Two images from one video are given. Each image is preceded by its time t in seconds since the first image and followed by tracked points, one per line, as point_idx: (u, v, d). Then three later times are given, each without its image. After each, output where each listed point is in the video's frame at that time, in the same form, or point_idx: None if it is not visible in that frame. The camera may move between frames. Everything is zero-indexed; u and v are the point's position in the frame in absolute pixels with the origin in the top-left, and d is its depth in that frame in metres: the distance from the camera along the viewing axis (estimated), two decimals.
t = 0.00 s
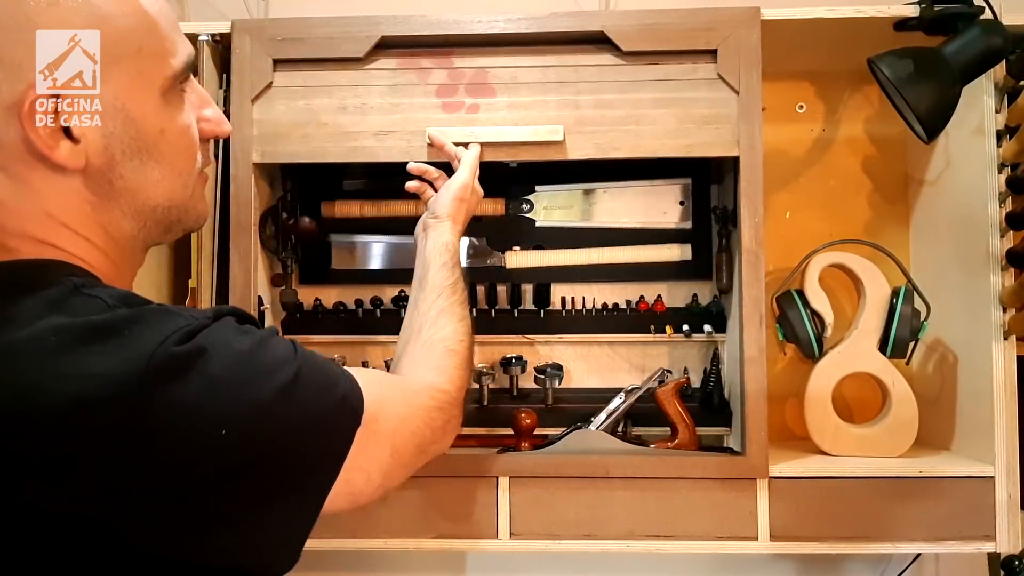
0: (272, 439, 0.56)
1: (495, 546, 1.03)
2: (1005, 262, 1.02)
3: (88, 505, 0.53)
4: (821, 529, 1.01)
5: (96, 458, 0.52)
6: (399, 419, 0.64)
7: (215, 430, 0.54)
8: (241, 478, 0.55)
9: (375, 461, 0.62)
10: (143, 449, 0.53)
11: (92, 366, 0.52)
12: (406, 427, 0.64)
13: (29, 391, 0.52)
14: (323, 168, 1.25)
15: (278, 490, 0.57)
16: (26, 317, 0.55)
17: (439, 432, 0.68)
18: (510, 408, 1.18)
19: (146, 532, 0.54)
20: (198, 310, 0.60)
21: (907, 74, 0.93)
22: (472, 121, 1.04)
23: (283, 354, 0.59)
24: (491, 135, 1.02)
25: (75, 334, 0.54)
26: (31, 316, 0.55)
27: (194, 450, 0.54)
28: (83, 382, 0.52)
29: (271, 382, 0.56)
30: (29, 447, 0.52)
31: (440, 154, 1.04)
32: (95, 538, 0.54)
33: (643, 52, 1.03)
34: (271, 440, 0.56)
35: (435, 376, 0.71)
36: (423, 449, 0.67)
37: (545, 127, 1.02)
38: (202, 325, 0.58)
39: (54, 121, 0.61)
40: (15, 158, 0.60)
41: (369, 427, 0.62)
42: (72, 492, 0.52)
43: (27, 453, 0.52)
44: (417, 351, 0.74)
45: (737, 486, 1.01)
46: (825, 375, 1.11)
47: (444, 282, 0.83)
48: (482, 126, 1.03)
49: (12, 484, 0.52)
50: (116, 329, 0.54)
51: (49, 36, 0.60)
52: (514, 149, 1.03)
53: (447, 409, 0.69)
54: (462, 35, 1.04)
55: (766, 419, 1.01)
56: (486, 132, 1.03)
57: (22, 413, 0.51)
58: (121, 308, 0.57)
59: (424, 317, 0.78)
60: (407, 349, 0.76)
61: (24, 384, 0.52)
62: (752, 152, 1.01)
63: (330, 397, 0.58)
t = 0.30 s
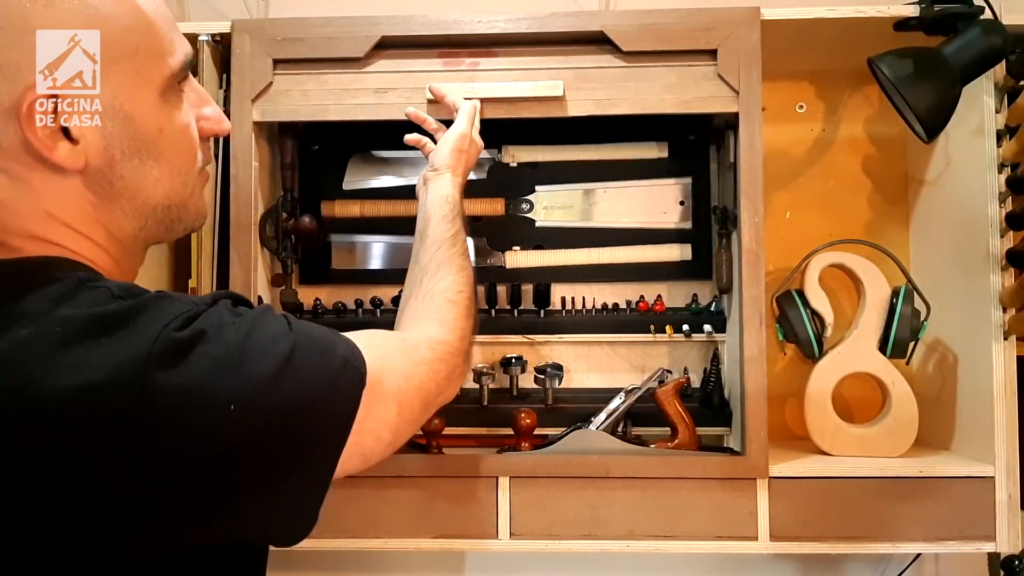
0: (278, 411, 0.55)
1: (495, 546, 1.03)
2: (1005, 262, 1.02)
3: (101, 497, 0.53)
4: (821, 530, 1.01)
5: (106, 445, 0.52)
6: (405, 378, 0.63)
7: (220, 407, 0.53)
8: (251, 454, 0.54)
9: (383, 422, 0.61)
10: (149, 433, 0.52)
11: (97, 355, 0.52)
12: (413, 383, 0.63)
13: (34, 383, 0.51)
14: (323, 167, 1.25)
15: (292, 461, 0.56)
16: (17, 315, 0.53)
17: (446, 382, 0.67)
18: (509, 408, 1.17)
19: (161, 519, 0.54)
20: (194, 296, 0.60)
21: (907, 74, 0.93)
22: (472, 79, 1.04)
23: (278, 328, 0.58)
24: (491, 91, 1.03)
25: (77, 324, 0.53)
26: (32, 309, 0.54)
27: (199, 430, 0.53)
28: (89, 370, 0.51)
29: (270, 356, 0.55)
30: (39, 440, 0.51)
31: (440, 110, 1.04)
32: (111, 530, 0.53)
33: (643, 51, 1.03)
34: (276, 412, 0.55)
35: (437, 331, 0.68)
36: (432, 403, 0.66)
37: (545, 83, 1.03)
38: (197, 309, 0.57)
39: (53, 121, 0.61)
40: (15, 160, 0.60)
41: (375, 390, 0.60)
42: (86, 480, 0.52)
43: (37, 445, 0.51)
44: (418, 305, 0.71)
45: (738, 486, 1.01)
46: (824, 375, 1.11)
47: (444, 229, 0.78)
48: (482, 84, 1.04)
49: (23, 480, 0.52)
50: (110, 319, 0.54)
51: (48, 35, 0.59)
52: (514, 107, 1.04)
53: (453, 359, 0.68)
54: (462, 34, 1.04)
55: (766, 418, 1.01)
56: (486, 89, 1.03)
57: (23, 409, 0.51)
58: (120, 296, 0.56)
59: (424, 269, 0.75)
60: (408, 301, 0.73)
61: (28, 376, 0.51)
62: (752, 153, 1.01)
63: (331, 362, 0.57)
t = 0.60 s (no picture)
0: (274, 400, 0.55)
1: (495, 546, 1.03)
2: (1005, 262, 1.02)
3: (100, 491, 0.53)
4: (821, 529, 1.01)
5: (103, 439, 0.52)
6: (402, 360, 0.62)
7: (215, 398, 0.53)
8: (248, 444, 0.54)
9: (383, 408, 0.61)
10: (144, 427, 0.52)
11: (93, 350, 0.52)
12: (412, 368, 0.63)
13: (31, 380, 0.51)
14: (324, 167, 1.25)
15: (289, 450, 0.56)
16: (15, 314, 0.54)
17: (446, 365, 0.66)
18: (509, 407, 1.18)
19: (161, 513, 0.54)
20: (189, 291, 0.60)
21: (906, 74, 0.93)
22: (472, 66, 1.05)
23: (272, 320, 0.58)
24: (491, 76, 1.03)
25: (73, 320, 0.53)
26: (30, 305, 0.54)
27: (194, 423, 0.53)
28: (86, 364, 0.52)
29: (264, 347, 0.55)
30: (37, 434, 0.51)
31: (440, 98, 1.05)
32: (110, 525, 0.53)
33: (643, 51, 1.03)
34: (272, 401, 0.55)
35: (436, 314, 0.67)
36: (432, 389, 0.66)
37: (545, 69, 1.03)
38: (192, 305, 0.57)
39: (49, 119, 0.61)
40: (12, 160, 0.61)
41: (373, 375, 0.60)
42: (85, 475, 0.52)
43: (35, 441, 0.51)
44: (418, 289, 0.71)
45: (738, 486, 1.01)
46: (824, 376, 1.11)
47: (444, 214, 0.78)
48: (482, 70, 1.04)
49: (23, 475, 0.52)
50: (104, 315, 0.54)
51: (49, 35, 0.60)
52: (514, 94, 1.04)
53: (453, 342, 0.67)
54: (462, 34, 1.04)
55: (766, 418, 1.01)
56: (486, 74, 1.03)
57: (21, 405, 0.51)
58: (117, 292, 0.56)
59: (424, 253, 0.74)
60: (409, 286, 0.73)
61: (26, 372, 0.51)
62: (752, 153, 1.02)
63: (326, 350, 0.57)
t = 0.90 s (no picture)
0: (247, 408, 0.53)
1: (496, 546, 1.03)
2: (1005, 261, 1.02)
3: (61, 501, 0.51)
4: (821, 529, 1.01)
5: (67, 446, 0.50)
6: (393, 379, 0.61)
7: (186, 407, 0.52)
8: (219, 452, 0.53)
9: (371, 423, 0.59)
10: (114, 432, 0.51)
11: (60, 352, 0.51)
12: (403, 387, 0.61)
13: None
14: (324, 167, 1.25)
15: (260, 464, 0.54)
16: None
17: (440, 385, 0.64)
18: (510, 408, 1.17)
19: (126, 526, 0.52)
20: (164, 290, 0.59)
21: (907, 73, 0.93)
22: (473, 69, 1.05)
23: (250, 325, 0.56)
24: (491, 80, 1.03)
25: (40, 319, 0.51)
26: None
27: (162, 431, 0.51)
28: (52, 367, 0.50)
29: (241, 348, 0.54)
30: None
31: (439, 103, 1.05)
32: (68, 534, 0.52)
33: (644, 51, 1.03)
34: (246, 409, 0.53)
35: (431, 335, 0.66)
36: (427, 407, 0.63)
37: (545, 74, 1.03)
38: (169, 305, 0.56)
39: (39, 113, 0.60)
40: None
41: (359, 388, 0.59)
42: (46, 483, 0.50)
43: None
44: (414, 307, 0.69)
45: (738, 486, 1.01)
46: (825, 376, 1.11)
47: (443, 232, 0.75)
48: (482, 74, 1.04)
49: None
50: (73, 315, 0.52)
51: (48, 36, 0.60)
52: (513, 97, 1.04)
53: (448, 364, 0.65)
54: (462, 35, 1.04)
55: (766, 418, 1.01)
56: (486, 78, 1.03)
57: None
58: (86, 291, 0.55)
59: (419, 275, 0.72)
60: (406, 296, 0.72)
61: None
62: (752, 153, 1.02)
63: (306, 359, 0.56)
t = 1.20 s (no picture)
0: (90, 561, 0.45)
1: (495, 546, 1.03)
2: (1005, 262, 1.02)
3: None
4: (821, 530, 1.01)
5: None
6: None
7: (45, 515, 0.46)
8: None
9: None
10: None
11: None
12: None
13: None
14: (323, 168, 1.25)
15: None
16: None
17: None
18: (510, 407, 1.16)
19: None
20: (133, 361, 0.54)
21: (907, 73, 0.93)
22: (472, 70, 1.05)
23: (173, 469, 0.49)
24: (491, 81, 1.03)
25: None
26: None
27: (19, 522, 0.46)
28: None
29: (135, 493, 0.47)
30: None
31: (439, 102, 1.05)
32: None
33: (643, 52, 1.03)
34: (141, 519, 0.47)
35: None
36: None
37: (544, 74, 1.03)
38: (120, 368, 0.51)
39: (34, 109, 0.60)
40: None
41: None
42: None
43: None
44: None
45: (737, 486, 1.01)
46: (825, 375, 1.11)
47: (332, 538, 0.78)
48: (482, 75, 1.04)
49: None
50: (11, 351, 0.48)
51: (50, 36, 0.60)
52: (513, 97, 1.04)
53: None
54: (462, 34, 1.04)
55: (766, 418, 1.01)
56: (485, 79, 1.03)
57: None
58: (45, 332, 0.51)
59: None
60: (298, 573, 0.74)
61: None
62: (752, 152, 1.02)
63: (192, 545, 0.48)
